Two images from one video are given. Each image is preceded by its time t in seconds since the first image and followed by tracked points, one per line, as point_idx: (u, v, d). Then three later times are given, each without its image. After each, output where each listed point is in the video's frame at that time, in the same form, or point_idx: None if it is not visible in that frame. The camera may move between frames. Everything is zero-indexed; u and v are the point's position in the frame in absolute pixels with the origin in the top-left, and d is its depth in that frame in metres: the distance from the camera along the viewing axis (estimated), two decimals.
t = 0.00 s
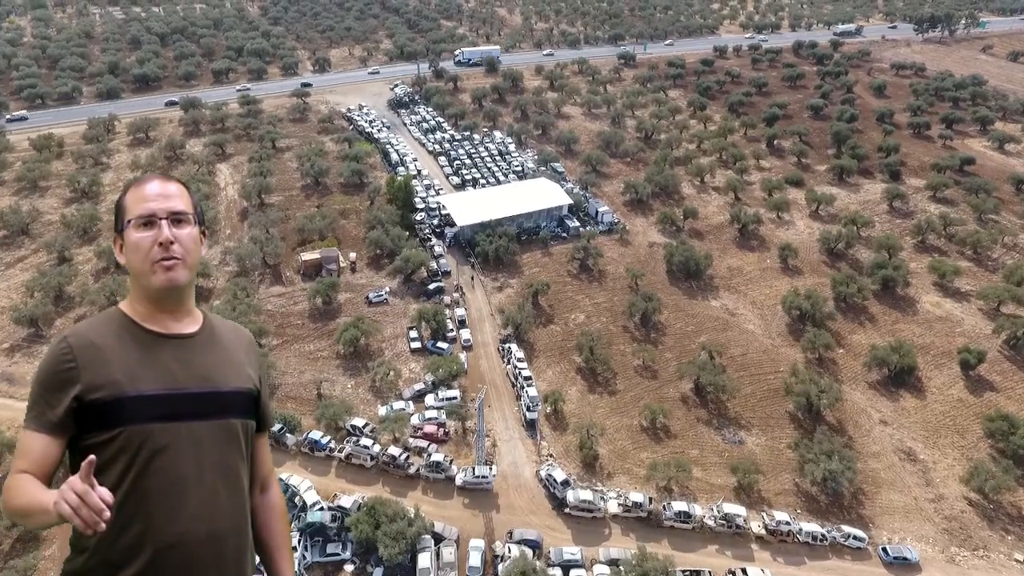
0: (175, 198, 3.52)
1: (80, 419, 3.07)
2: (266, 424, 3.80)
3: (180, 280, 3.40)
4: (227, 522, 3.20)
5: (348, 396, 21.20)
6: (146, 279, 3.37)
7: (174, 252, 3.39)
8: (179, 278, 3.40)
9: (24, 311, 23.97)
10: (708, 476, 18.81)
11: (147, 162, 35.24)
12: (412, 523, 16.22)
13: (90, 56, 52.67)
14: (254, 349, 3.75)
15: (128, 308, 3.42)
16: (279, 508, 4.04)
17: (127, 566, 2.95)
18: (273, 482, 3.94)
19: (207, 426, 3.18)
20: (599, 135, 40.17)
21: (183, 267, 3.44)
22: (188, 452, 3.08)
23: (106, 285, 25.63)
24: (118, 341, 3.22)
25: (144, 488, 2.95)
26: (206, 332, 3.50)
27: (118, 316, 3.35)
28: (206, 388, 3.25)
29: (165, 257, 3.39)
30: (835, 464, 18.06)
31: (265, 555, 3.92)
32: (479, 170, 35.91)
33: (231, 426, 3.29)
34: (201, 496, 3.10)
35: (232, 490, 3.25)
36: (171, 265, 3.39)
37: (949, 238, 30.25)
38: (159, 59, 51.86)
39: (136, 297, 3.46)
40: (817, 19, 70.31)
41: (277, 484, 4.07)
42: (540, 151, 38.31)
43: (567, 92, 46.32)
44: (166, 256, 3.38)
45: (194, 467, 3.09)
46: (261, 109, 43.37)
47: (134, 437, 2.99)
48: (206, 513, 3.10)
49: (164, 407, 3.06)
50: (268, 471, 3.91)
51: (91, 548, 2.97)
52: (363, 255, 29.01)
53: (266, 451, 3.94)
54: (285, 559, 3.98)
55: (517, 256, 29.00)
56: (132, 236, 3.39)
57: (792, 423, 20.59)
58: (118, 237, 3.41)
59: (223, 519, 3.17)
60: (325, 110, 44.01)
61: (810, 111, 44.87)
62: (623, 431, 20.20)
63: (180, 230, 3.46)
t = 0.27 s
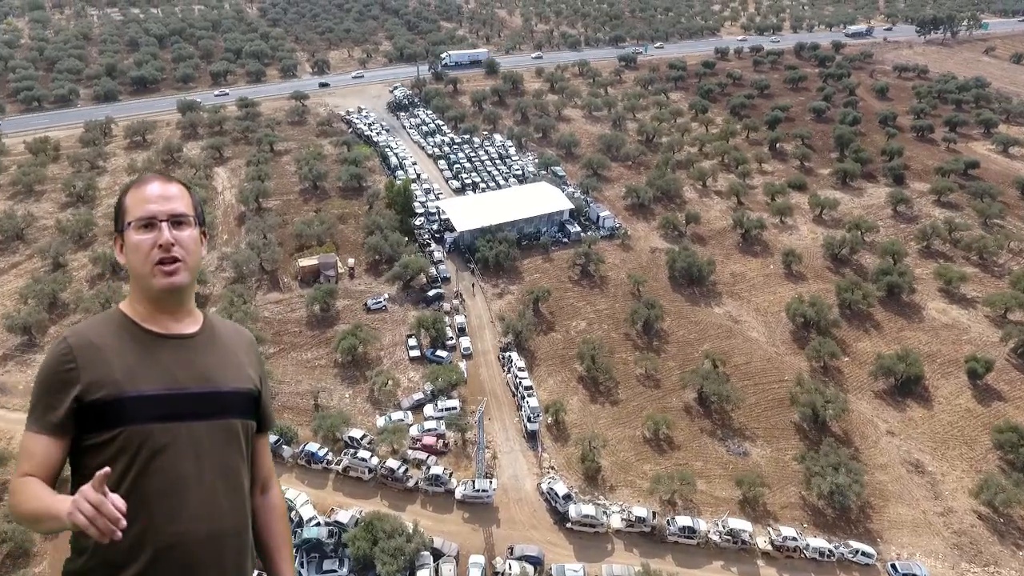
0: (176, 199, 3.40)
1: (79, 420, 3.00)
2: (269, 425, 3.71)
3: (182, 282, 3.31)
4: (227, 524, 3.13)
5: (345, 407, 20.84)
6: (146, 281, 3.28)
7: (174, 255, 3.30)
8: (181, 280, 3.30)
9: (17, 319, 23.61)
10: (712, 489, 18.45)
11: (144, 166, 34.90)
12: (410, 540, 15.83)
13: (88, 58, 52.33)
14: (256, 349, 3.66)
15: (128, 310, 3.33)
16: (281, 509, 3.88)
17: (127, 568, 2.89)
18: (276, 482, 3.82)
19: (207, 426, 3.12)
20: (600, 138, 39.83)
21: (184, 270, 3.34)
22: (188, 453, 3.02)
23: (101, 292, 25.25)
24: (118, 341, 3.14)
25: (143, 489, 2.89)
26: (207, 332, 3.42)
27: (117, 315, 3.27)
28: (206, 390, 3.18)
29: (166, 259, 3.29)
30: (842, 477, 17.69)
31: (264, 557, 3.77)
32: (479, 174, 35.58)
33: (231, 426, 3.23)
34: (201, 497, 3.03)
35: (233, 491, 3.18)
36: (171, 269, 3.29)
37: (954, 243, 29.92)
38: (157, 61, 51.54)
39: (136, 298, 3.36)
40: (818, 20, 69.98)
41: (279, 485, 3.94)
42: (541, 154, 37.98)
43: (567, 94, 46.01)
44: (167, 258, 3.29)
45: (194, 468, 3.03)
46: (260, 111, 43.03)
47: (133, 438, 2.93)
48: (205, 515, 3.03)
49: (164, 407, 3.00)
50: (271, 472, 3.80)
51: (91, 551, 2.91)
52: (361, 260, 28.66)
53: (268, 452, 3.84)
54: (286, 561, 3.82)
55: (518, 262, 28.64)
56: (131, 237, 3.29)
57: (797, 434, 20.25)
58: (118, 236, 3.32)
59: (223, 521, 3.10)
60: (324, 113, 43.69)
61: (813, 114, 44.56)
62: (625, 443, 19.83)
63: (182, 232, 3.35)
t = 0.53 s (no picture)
0: (177, 202, 3.39)
1: (80, 421, 3.01)
2: (269, 425, 3.70)
3: (181, 285, 3.30)
4: (227, 523, 3.14)
5: (343, 419, 20.45)
6: (146, 284, 3.28)
7: (174, 257, 3.29)
8: (180, 283, 3.30)
9: (10, 328, 23.22)
10: (717, 504, 18.06)
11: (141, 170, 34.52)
12: (409, 557, 15.35)
13: (86, 60, 51.94)
14: (255, 349, 3.66)
15: (128, 311, 3.33)
16: (282, 508, 3.86)
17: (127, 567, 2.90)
18: (275, 481, 3.79)
19: (207, 426, 3.13)
20: (601, 142, 39.44)
21: (184, 273, 3.34)
22: (188, 453, 3.03)
23: (95, 299, 24.84)
24: (118, 342, 3.16)
25: (144, 488, 2.91)
26: (207, 333, 3.42)
27: (117, 317, 3.27)
28: (205, 390, 3.18)
29: (166, 262, 3.28)
30: (851, 493, 17.25)
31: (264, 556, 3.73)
32: (479, 178, 35.20)
33: (231, 427, 3.23)
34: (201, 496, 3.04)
35: (232, 490, 3.19)
36: (171, 272, 3.28)
37: (961, 249, 29.52)
38: (155, 63, 51.16)
39: (135, 300, 3.36)
40: (821, 22, 69.48)
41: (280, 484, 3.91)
42: (542, 158, 37.59)
43: (568, 97, 45.63)
44: (167, 261, 3.28)
45: (194, 468, 3.04)
46: (258, 114, 42.66)
47: (133, 438, 2.94)
48: (205, 514, 3.04)
49: (163, 407, 3.01)
50: (271, 471, 3.79)
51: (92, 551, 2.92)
52: (360, 267, 28.27)
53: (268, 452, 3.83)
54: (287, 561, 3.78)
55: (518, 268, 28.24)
56: (131, 239, 3.28)
57: (803, 446, 19.88)
58: (117, 238, 3.31)
59: (223, 520, 3.11)
60: (323, 116, 43.31)
61: (816, 117, 44.16)
62: (629, 456, 19.43)
63: (182, 234, 3.35)
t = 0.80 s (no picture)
0: (177, 201, 3.24)
1: (77, 419, 2.88)
2: (270, 422, 3.57)
3: (181, 285, 3.16)
4: (226, 523, 3.04)
5: (340, 431, 20.06)
6: (145, 283, 3.13)
7: (175, 256, 3.15)
8: (180, 283, 3.15)
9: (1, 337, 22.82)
10: (723, 520, 17.65)
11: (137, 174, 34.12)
12: None
13: (82, 62, 51.54)
14: (257, 346, 3.53)
15: (126, 310, 3.20)
16: (284, 507, 3.73)
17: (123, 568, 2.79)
18: (277, 480, 3.65)
19: (207, 425, 3.01)
20: (602, 146, 39.03)
21: (184, 272, 3.19)
22: (187, 453, 2.92)
23: (88, 308, 24.43)
24: (117, 339, 3.02)
25: (142, 488, 2.79)
26: (207, 331, 3.29)
27: (116, 315, 3.14)
28: (205, 388, 3.06)
29: (166, 261, 3.14)
30: (859, 510, 16.82)
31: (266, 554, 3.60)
32: (479, 183, 34.82)
33: (231, 426, 3.11)
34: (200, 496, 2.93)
35: (232, 490, 3.08)
36: (171, 271, 3.14)
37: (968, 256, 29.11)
38: (152, 65, 50.78)
39: (135, 300, 3.22)
40: (823, 23, 69.00)
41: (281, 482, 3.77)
42: (542, 162, 37.19)
43: (569, 100, 45.23)
44: (167, 260, 3.14)
45: (193, 467, 2.93)
46: (256, 117, 42.26)
47: (132, 437, 2.82)
48: (204, 515, 2.94)
49: (162, 406, 2.88)
50: (272, 469, 3.65)
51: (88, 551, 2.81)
52: (358, 274, 27.86)
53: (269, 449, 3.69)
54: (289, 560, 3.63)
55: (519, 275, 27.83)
56: (130, 237, 3.14)
57: (810, 459, 19.48)
58: (117, 237, 3.16)
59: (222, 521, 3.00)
60: (321, 119, 42.91)
61: (819, 120, 43.74)
62: (632, 470, 19.02)
63: (182, 232, 3.21)
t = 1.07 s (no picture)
0: (178, 199, 3.23)
1: (77, 416, 2.82)
2: (269, 422, 3.52)
3: (181, 282, 3.11)
4: (226, 521, 3.00)
5: (337, 444, 19.66)
6: (145, 281, 3.10)
7: (175, 253, 3.12)
8: (180, 280, 3.11)
9: None
10: (729, 537, 17.22)
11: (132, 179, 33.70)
12: None
13: (79, 64, 51.08)
14: (256, 345, 3.49)
15: (125, 308, 3.16)
16: (283, 510, 3.62)
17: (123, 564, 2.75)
18: (277, 480, 3.57)
19: (207, 422, 2.97)
20: (603, 149, 38.60)
21: (184, 270, 3.15)
22: (188, 449, 2.88)
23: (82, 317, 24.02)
24: (118, 337, 2.98)
25: (142, 484, 2.75)
26: (207, 330, 3.25)
27: (115, 314, 3.09)
28: (205, 387, 3.02)
29: (167, 258, 3.10)
30: (869, 528, 16.39)
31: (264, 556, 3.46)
32: (479, 188, 34.43)
33: (231, 424, 3.07)
34: (201, 494, 2.90)
35: (232, 486, 3.05)
36: (171, 267, 3.10)
37: (975, 262, 28.69)
38: (149, 68, 50.33)
39: (134, 298, 3.18)
40: (825, 24, 68.48)
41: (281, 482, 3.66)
42: (543, 166, 36.78)
43: (569, 104, 44.80)
44: (168, 257, 3.11)
45: (195, 465, 2.89)
46: (253, 121, 41.85)
47: (133, 434, 2.77)
48: (204, 511, 2.90)
49: (163, 403, 2.85)
50: (272, 469, 3.57)
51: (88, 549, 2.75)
52: (356, 281, 27.43)
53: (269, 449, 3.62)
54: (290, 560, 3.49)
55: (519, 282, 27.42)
56: (130, 235, 3.10)
57: (817, 472, 19.09)
58: (116, 235, 3.12)
59: (221, 519, 2.97)
60: (319, 123, 42.47)
61: (822, 123, 43.33)
62: (635, 485, 18.58)
63: (183, 231, 3.18)
